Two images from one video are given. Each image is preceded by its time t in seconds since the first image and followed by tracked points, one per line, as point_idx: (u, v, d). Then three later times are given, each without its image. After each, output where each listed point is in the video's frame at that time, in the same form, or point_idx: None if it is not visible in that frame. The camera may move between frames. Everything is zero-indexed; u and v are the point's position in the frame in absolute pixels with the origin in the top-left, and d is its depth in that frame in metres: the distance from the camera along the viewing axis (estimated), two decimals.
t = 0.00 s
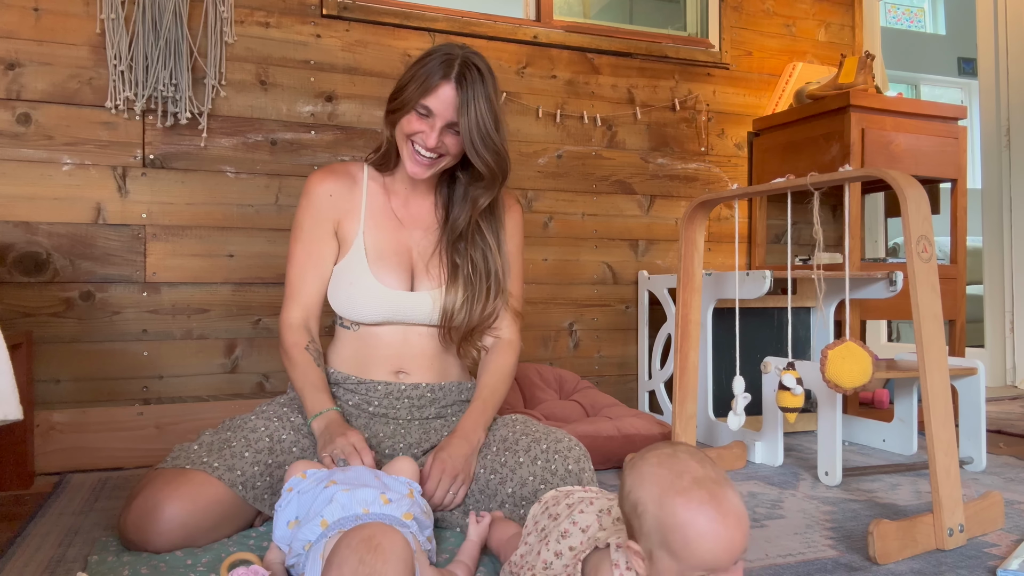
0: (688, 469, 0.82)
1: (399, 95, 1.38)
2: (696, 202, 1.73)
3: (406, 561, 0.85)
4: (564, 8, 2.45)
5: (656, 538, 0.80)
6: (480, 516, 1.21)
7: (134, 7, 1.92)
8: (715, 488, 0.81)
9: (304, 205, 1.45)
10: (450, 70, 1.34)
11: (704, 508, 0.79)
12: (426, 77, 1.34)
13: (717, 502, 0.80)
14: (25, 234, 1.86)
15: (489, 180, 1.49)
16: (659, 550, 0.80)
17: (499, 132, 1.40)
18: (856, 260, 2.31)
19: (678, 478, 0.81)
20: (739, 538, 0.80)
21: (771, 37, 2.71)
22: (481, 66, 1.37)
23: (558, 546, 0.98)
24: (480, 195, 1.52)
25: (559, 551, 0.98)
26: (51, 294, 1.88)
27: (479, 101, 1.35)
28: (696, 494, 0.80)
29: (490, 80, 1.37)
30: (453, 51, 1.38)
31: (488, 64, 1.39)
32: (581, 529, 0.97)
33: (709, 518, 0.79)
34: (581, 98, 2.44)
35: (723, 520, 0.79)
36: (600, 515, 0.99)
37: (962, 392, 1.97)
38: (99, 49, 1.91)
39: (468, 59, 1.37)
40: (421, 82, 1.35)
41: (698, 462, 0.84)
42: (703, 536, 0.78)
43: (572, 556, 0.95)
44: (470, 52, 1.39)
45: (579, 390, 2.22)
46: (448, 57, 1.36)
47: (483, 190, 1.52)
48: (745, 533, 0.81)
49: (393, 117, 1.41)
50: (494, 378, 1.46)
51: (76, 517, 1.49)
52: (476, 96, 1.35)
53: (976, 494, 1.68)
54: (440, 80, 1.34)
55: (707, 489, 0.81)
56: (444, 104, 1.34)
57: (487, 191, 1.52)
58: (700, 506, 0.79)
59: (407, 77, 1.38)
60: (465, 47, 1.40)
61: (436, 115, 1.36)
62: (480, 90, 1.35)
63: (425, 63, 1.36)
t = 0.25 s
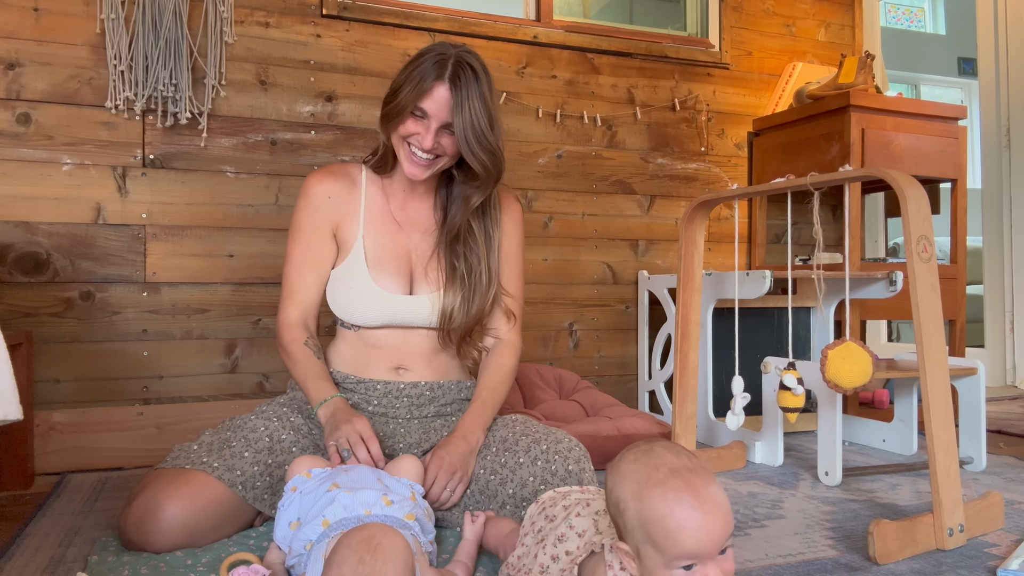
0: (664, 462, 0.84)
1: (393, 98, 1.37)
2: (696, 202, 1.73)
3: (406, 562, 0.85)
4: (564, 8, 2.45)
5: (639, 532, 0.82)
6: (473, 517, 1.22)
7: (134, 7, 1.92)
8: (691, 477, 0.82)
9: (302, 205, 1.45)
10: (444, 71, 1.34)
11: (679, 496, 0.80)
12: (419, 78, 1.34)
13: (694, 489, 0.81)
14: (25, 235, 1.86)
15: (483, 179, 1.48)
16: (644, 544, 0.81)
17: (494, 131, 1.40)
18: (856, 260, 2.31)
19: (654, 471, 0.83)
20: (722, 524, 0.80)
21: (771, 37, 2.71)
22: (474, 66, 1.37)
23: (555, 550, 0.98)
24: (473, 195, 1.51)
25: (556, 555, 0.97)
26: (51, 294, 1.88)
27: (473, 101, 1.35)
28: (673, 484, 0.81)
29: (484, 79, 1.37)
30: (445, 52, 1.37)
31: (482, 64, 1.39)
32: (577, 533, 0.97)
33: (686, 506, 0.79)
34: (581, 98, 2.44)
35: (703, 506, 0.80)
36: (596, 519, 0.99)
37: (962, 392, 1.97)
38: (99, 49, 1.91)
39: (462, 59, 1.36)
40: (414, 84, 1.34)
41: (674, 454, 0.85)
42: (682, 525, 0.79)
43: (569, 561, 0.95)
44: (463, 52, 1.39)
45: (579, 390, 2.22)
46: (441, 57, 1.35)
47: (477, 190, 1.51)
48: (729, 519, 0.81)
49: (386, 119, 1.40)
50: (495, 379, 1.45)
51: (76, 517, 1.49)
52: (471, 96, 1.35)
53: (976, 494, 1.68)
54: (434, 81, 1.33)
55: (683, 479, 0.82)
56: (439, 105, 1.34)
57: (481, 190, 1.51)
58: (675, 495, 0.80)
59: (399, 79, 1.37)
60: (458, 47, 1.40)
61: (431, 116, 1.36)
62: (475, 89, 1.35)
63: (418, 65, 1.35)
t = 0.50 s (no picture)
0: (667, 462, 0.84)
1: (389, 97, 1.37)
2: (696, 202, 1.73)
3: (407, 562, 0.85)
4: (564, 8, 2.45)
5: (641, 532, 0.81)
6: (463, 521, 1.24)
7: (134, 6, 1.92)
8: (694, 478, 0.82)
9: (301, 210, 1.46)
10: (440, 68, 1.35)
11: (682, 496, 0.80)
12: (415, 76, 1.34)
13: (697, 491, 0.81)
14: (25, 235, 1.86)
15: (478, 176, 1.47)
16: (646, 543, 0.81)
17: (491, 128, 1.40)
18: (856, 260, 2.31)
19: (657, 471, 0.83)
20: (724, 525, 0.80)
21: (771, 37, 2.71)
22: (469, 63, 1.37)
23: (551, 554, 0.97)
24: (468, 192, 1.50)
25: (553, 559, 0.97)
26: (51, 294, 1.88)
27: (469, 98, 1.35)
28: (675, 485, 0.81)
29: (480, 76, 1.38)
30: (439, 49, 1.37)
31: (477, 61, 1.40)
32: (573, 536, 0.98)
33: (689, 506, 0.79)
34: (581, 98, 2.44)
35: (705, 508, 0.79)
36: (592, 522, 0.99)
37: (962, 392, 1.97)
38: (99, 49, 1.91)
39: (456, 56, 1.37)
40: (410, 82, 1.34)
41: (677, 454, 0.85)
42: (683, 525, 0.79)
43: (566, 563, 0.94)
44: (458, 49, 1.39)
45: (579, 390, 2.22)
46: (435, 55, 1.36)
47: (471, 188, 1.50)
48: (731, 520, 0.81)
49: (383, 119, 1.41)
50: (494, 376, 1.44)
51: (76, 517, 1.49)
52: (466, 92, 1.35)
53: (976, 494, 1.68)
54: (429, 78, 1.34)
55: (685, 479, 0.82)
56: (434, 103, 1.34)
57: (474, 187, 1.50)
58: (678, 495, 0.80)
59: (395, 78, 1.38)
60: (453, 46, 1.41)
61: (428, 113, 1.36)
62: (470, 86, 1.36)
63: (413, 63, 1.36)
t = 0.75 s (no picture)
0: (655, 461, 0.84)
1: (388, 97, 1.37)
2: (696, 202, 1.73)
3: (407, 561, 0.85)
4: (564, 8, 2.45)
5: (627, 529, 0.82)
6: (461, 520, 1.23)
7: (134, 6, 1.92)
8: (681, 477, 0.82)
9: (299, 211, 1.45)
10: (438, 67, 1.35)
11: (666, 494, 0.80)
12: (413, 75, 1.34)
13: (683, 490, 0.80)
14: (25, 234, 1.86)
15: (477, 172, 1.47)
16: (632, 541, 0.82)
17: (490, 125, 1.41)
18: (856, 260, 2.31)
19: (644, 470, 0.83)
20: (710, 524, 0.79)
21: (771, 37, 2.71)
22: (467, 60, 1.38)
23: (550, 555, 0.97)
24: (467, 189, 1.51)
25: (552, 559, 0.97)
26: (51, 294, 1.88)
27: (468, 96, 1.36)
28: (660, 484, 0.81)
29: (478, 74, 1.38)
30: (438, 48, 1.38)
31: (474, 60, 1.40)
32: (572, 537, 0.98)
33: (673, 504, 0.79)
34: (581, 98, 2.44)
35: (690, 506, 0.79)
36: (591, 523, 0.99)
37: (961, 392, 1.97)
38: (99, 49, 1.91)
39: (454, 54, 1.37)
40: (409, 81, 1.34)
41: (666, 454, 0.85)
42: (666, 523, 0.79)
43: (566, 563, 0.94)
44: (456, 48, 1.39)
45: (579, 390, 2.23)
46: (433, 54, 1.36)
47: (470, 185, 1.51)
48: (718, 520, 0.80)
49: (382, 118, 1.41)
50: (475, 368, 1.41)
51: (76, 518, 1.49)
52: (465, 90, 1.36)
53: (976, 494, 1.68)
54: (428, 77, 1.34)
55: (672, 478, 0.82)
56: (434, 101, 1.35)
57: (473, 184, 1.50)
58: (662, 493, 0.80)
59: (393, 77, 1.38)
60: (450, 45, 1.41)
61: (428, 111, 1.36)
62: (469, 84, 1.36)
63: (412, 62, 1.36)
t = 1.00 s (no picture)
0: (657, 451, 0.86)
1: (387, 95, 1.38)
2: (696, 202, 1.73)
3: (408, 564, 0.85)
4: (564, 8, 2.45)
5: (625, 517, 0.83)
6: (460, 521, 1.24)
7: (134, 6, 1.92)
8: (679, 467, 0.83)
9: (297, 212, 1.45)
10: (436, 64, 1.36)
11: (664, 480, 0.81)
12: (412, 72, 1.35)
13: (682, 478, 0.81)
14: (25, 234, 1.86)
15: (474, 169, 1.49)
16: (629, 529, 0.82)
17: (487, 122, 1.41)
18: (856, 260, 2.31)
19: (644, 458, 0.85)
20: (706, 514, 0.80)
21: (771, 37, 2.71)
22: (464, 58, 1.38)
23: (550, 555, 0.97)
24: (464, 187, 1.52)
25: (552, 559, 0.96)
26: (51, 294, 1.88)
27: (465, 93, 1.36)
28: (659, 471, 0.82)
29: (475, 72, 1.39)
30: (436, 46, 1.38)
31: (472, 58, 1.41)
32: (573, 537, 0.98)
33: (669, 490, 0.80)
34: (581, 98, 2.44)
35: (688, 494, 0.80)
36: (592, 523, 0.99)
37: (961, 392, 1.97)
38: (99, 49, 1.91)
39: (452, 52, 1.38)
40: (407, 79, 1.35)
41: (668, 446, 0.87)
42: (661, 508, 0.79)
43: (566, 564, 0.94)
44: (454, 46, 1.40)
45: (579, 390, 2.23)
46: (431, 51, 1.37)
47: (466, 181, 1.52)
48: (715, 510, 0.80)
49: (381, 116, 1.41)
50: (486, 355, 1.42)
51: (76, 518, 1.49)
52: (462, 87, 1.36)
53: (976, 494, 1.68)
54: (426, 73, 1.35)
55: (670, 467, 0.83)
56: (432, 98, 1.35)
57: (470, 180, 1.52)
58: (659, 480, 0.81)
59: (392, 75, 1.38)
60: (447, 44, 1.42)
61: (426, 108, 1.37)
62: (467, 80, 1.37)
63: (410, 60, 1.37)
